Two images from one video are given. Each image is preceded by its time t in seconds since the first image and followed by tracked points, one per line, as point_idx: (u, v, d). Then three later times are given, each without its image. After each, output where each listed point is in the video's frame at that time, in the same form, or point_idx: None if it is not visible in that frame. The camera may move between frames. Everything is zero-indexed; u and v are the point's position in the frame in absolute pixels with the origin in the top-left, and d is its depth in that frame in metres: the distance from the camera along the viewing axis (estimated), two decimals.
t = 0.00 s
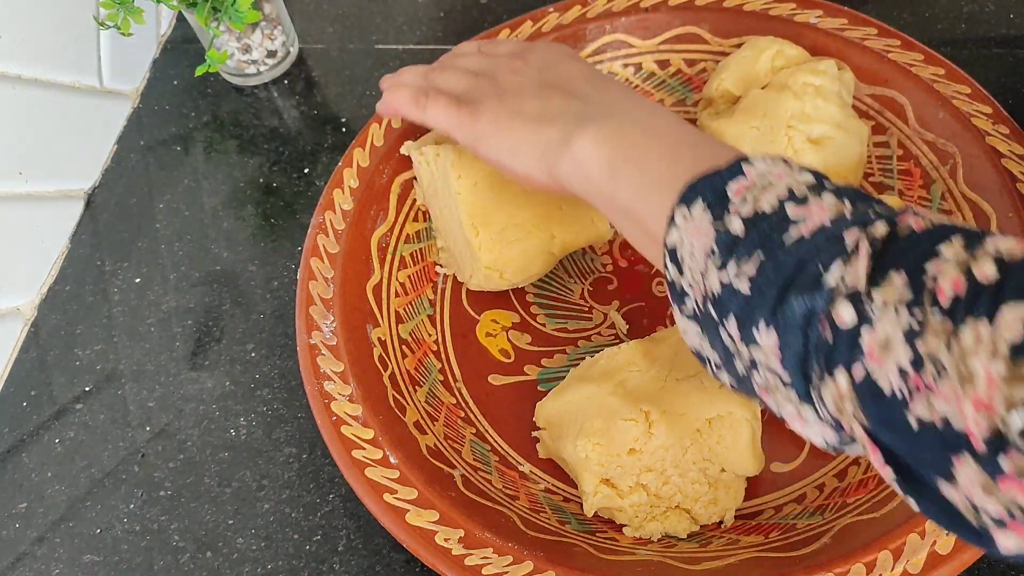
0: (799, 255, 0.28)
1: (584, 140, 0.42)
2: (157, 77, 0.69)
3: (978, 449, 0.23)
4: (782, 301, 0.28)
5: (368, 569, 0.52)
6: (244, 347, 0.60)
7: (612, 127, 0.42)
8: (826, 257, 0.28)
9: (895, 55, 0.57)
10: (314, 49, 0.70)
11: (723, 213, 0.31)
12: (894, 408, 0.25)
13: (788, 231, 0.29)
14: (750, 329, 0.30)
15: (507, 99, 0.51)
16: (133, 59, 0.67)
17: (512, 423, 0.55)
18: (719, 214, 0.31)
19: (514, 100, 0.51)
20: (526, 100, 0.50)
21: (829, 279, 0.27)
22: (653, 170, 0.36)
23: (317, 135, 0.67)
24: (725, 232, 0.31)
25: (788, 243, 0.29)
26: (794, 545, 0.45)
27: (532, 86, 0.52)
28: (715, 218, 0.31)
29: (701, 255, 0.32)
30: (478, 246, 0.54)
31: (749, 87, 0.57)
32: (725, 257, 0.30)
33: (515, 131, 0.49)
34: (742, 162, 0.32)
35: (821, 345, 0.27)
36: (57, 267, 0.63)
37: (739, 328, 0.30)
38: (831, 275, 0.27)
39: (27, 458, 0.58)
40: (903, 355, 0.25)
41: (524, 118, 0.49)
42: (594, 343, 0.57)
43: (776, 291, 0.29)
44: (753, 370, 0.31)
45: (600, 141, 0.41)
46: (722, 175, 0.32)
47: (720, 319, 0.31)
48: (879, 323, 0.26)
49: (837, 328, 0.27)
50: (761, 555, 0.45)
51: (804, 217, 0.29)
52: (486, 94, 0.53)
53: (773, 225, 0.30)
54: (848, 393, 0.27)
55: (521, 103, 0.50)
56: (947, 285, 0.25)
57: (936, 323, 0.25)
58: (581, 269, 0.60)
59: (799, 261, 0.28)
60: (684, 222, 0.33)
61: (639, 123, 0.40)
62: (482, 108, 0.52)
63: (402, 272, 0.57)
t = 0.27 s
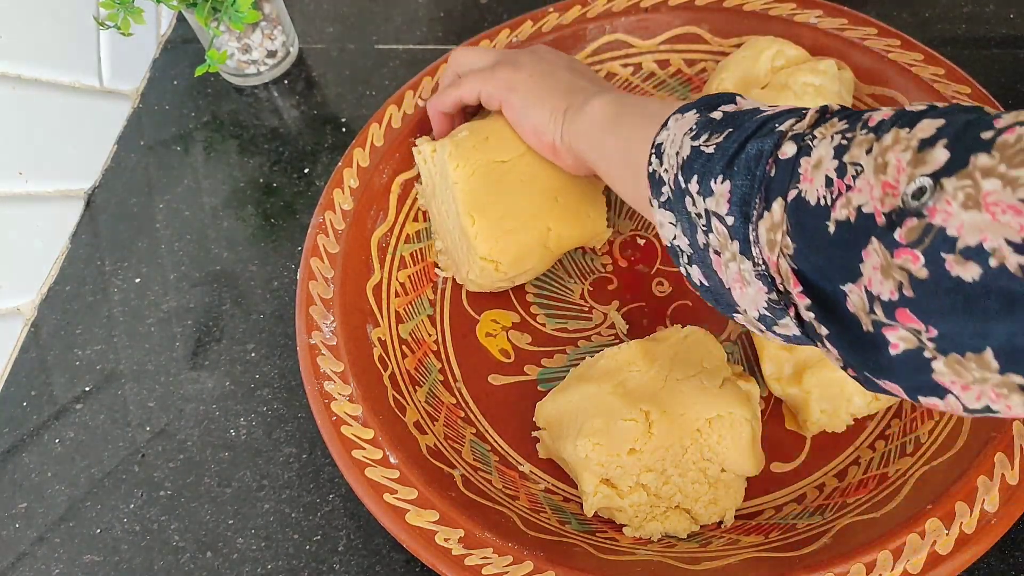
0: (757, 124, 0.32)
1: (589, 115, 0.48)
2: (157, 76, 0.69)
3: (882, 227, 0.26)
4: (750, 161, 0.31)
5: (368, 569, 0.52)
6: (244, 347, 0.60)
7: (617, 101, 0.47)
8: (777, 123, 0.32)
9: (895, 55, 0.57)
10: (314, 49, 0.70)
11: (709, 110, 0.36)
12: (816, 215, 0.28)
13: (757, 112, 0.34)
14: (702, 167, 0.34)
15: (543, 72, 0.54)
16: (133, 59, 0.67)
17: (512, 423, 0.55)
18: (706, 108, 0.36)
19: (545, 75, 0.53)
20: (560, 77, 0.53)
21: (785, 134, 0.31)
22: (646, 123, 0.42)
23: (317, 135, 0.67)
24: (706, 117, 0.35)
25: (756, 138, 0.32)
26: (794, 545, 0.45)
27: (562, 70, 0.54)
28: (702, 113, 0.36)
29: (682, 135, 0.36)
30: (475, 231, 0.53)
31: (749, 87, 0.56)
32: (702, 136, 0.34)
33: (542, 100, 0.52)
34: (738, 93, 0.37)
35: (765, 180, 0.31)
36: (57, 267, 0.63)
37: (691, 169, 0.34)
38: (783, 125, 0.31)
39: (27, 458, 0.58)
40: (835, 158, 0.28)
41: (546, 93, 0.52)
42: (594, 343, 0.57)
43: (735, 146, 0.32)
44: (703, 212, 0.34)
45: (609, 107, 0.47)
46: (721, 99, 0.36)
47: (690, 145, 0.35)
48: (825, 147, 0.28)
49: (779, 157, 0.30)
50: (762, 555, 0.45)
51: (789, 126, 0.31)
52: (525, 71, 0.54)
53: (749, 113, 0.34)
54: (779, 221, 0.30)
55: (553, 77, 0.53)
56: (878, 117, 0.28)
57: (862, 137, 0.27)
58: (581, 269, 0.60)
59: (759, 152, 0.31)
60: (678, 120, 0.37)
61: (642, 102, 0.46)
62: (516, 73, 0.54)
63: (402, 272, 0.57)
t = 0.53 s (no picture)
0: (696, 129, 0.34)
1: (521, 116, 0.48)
2: (157, 76, 0.69)
3: (851, 244, 0.27)
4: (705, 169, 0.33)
5: (368, 569, 0.52)
6: (244, 347, 0.60)
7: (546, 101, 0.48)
8: (718, 124, 0.33)
9: (895, 55, 0.57)
10: (314, 49, 0.70)
11: (645, 110, 0.37)
12: (779, 228, 0.29)
13: (694, 111, 0.35)
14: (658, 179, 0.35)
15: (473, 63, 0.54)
16: (133, 59, 0.67)
17: (512, 423, 0.55)
18: (641, 110, 0.38)
19: (480, 70, 0.53)
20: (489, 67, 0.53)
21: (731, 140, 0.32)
22: (580, 120, 0.44)
23: (317, 135, 0.67)
24: (644, 120, 0.37)
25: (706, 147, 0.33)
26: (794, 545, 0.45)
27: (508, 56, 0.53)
28: (638, 115, 0.38)
29: (623, 144, 0.38)
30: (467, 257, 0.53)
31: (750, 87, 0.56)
32: (645, 147, 0.36)
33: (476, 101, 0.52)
34: (667, 78, 0.39)
35: (720, 194, 0.32)
36: (57, 268, 0.63)
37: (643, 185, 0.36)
38: (726, 129, 0.32)
39: (27, 458, 0.58)
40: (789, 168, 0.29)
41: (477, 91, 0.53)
42: (594, 343, 0.57)
43: (682, 156, 0.34)
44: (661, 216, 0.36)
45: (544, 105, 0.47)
46: (651, 88, 0.39)
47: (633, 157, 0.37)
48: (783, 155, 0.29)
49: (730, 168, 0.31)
50: (761, 555, 0.45)
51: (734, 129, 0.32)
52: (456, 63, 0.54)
53: (683, 109, 0.36)
54: (744, 236, 0.31)
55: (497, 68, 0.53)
56: (823, 114, 0.29)
57: (811, 143, 0.28)
58: (581, 269, 0.60)
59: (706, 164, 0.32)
60: (616, 123, 0.39)
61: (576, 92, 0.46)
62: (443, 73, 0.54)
63: (402, 272, 0.57)
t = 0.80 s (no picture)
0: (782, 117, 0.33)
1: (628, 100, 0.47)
2: (157, 76, 0.69)
3: (883, 253, 0.28)
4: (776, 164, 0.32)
5: (368, 569, 0.52)
6: (244, 347, 0.60)
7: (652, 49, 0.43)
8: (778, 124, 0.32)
9: (895, 55, 0.57)
10: (314, 49, 0.70)
11: (732, 81, 0.35)
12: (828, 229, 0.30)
13: (778, 91, 0.33)
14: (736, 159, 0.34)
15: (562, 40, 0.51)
16: (133, 58, 0.67)
17: (512, 424, 0.55)
18: (727, 82, 0.35)
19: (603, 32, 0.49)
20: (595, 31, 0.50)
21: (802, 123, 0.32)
22: (671, 70, 0.40)
23: (317, 135, 0.67)
24: (726, 94, 0.35)
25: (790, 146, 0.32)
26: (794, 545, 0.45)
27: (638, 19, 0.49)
28: (726, 85, 0.35)
29: (702, 115, 0.35)
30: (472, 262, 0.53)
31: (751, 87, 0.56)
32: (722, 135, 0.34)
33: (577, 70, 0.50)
34: (759, 51, 0.36)
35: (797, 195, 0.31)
36: (57, 268, 0.63)
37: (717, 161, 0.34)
38: (801, 119, 0.32)
39: (27, 458, 0.58)
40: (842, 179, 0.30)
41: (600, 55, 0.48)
42: (594, 343, 0.57)
43: (766, 148, 0.33)
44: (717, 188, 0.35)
45: (642, 56, 0.43)
46: (744, 57, 0.36)
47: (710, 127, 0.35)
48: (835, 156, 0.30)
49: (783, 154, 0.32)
50: (762, 555, 0.45)
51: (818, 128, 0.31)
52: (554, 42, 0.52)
53: (767, 87, 0.34)
54: (790, 224, 0.32)
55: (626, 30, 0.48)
56: (890, 123, 0.29)
57: (873, 151, 0.29)
58: (581, 269, 0.59)
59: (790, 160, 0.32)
60: (701, 91, 0.36)
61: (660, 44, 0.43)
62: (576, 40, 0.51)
63: (402, 272, 0.57)
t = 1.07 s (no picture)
0: (822, 214, 0.30)
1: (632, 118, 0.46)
2: (157, 76, 0.69)
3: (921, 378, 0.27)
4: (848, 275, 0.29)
5: (368, 569, 0.52)
6: (244, 347, 0.60)
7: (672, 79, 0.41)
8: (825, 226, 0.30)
9: (895, 55, 0.57)
10: (314, 49, 0.70)
11: (773, 199, 0.32)
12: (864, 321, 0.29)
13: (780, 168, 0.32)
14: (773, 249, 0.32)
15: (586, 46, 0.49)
16: (133, 58, 0.67)
17: (512, 423, 0.55)
18: (767, 202, 0.32)
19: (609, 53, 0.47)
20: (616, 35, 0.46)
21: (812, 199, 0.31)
22: (710, 113, 0.38)
23: (317, 135, 0.67)
24: (772, 225, 0.32)
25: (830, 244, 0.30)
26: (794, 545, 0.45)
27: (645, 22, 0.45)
28: (766, 205, 0.32)
29: (755, 244, 0.33)
30: (472, 265, 0.53)
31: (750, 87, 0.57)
32: (771, 243, 0.32)
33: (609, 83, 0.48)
34: (789, 141, 0.32)
35: (862, 355, 0.29)
36: (57, 267, 0.63)
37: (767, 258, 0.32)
38: (866, 290, 0.29)
39: (27, 458, 0.58)
40: (892, 295, 0.28)
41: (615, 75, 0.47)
42: (594, 343, 0.57)
43: (846, 271, 0.29)
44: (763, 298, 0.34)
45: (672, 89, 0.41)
46: (772, 155, 0.33)
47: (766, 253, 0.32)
48: (884, 247, 0.29)
49: (828, 248, 0.30)
50: (762, 554, 0.45)
51: (846, 218, 0.30)
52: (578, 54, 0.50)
53: (817, 216, 0.31)
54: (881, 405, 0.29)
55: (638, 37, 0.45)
56: (951, 233, 0.28)
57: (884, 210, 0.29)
58: (581, 269, 0.59)
59: (841, 266, 0.30)
60: (739, 202, 0.34)
61: (709, 68, 0.39)
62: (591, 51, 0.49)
63: (402, 272, 0.57)
